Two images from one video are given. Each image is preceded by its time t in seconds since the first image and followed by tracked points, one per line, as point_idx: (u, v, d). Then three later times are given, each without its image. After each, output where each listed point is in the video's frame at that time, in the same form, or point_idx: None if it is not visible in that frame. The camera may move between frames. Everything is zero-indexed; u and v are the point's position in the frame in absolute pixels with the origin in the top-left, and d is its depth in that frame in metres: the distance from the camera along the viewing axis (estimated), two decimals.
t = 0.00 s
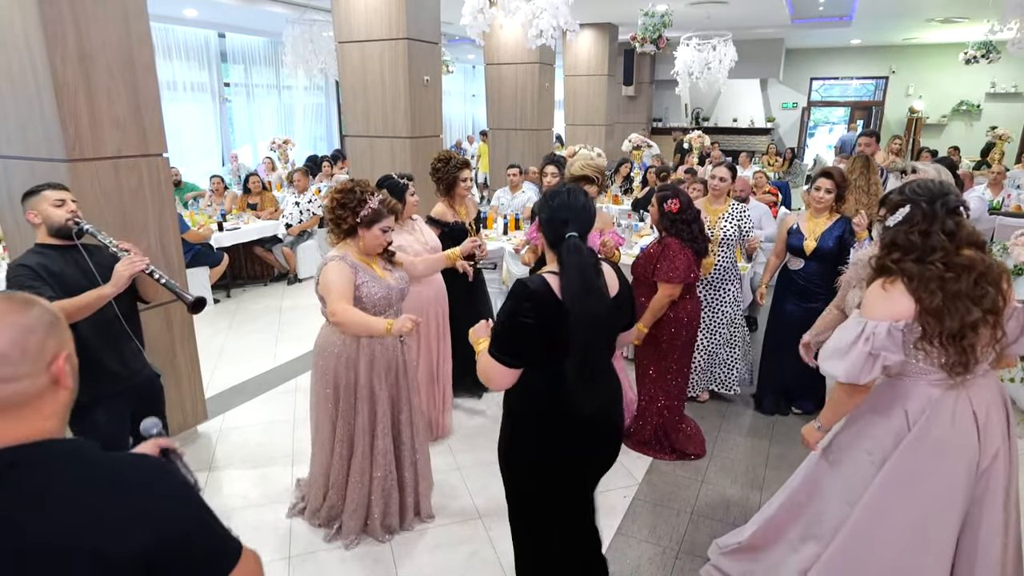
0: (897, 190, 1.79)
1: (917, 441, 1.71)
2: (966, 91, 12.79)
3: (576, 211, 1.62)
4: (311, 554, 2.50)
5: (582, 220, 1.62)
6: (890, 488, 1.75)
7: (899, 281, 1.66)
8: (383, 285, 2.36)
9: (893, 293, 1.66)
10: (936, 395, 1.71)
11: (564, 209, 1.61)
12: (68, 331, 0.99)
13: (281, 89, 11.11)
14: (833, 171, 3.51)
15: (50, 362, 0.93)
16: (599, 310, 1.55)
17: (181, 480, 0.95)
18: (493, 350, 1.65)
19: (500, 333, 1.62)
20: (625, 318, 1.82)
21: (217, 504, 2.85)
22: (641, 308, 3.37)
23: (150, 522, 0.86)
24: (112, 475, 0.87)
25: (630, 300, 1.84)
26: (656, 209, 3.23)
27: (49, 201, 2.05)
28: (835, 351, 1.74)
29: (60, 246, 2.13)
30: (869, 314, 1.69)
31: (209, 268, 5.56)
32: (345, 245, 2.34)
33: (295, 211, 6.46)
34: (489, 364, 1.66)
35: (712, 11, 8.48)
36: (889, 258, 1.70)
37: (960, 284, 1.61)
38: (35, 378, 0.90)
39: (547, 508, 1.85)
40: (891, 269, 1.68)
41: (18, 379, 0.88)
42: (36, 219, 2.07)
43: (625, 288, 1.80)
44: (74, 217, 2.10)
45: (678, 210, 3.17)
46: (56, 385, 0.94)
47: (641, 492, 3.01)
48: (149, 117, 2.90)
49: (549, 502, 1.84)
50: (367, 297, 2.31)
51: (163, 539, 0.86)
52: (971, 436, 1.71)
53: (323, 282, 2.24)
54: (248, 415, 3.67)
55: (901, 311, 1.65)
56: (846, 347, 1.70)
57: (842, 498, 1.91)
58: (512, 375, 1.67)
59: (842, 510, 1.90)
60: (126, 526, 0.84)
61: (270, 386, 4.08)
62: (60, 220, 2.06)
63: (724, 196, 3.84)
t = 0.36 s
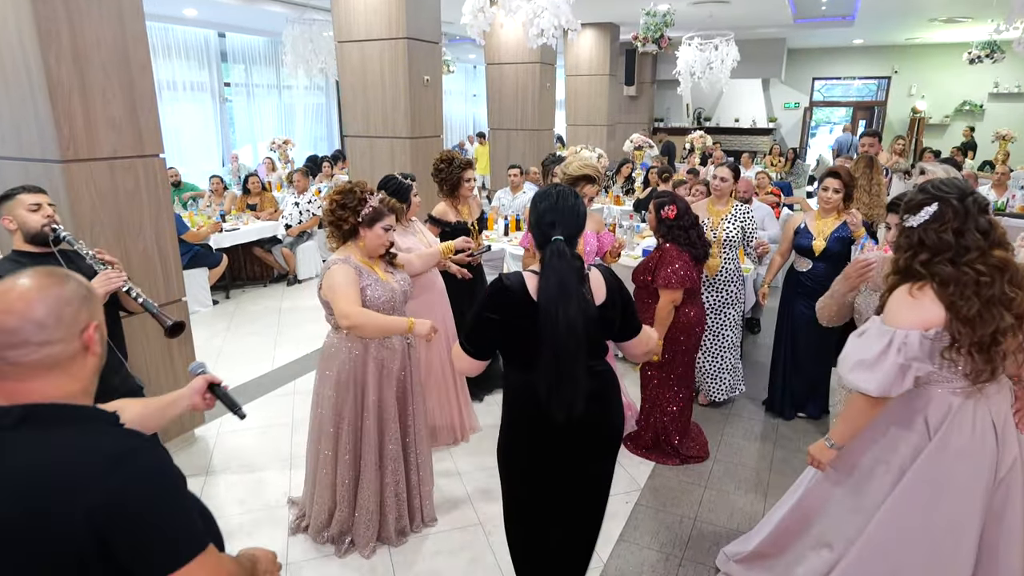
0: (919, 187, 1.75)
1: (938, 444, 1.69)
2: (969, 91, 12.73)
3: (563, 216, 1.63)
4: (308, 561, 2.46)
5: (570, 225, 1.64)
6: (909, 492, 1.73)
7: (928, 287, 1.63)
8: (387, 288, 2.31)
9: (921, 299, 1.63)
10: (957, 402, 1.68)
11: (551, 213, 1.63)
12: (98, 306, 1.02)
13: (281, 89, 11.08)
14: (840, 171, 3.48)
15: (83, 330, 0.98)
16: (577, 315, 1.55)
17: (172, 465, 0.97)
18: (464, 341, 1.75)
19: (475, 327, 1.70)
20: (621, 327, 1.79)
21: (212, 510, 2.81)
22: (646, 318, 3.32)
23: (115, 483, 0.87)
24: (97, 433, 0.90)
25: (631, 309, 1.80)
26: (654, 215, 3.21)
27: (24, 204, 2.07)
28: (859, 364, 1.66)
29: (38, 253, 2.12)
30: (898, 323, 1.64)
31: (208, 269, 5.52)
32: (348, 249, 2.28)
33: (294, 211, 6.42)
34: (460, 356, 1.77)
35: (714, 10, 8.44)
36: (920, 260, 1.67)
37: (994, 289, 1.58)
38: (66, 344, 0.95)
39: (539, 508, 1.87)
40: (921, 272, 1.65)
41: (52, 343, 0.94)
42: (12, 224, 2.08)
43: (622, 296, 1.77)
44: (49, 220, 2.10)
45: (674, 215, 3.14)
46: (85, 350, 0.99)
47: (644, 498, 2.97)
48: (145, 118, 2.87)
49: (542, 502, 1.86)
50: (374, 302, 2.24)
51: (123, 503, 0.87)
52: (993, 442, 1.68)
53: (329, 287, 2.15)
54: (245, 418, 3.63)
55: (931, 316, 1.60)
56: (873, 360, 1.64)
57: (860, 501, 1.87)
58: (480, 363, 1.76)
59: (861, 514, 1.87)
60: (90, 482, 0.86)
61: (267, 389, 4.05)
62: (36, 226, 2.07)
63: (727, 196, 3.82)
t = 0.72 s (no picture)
0: (965, 190, 1.69)
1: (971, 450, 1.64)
2: (975, 91, 12.68)
3: (574, 218, 1.58)
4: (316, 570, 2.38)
5: (580, 229, 1.58)
6: (947, 501, 1.67)
7: (967, 292, 1.59)
8: (411, 289, 2.24)
9: (960, 304, 1.59)
10: (989, 411, 1.63)
11: (561, 215, 1.59)
12: (137, 290, 1.13)
13: (284, 89, 11.02)
14: (856, 174, 3.44)
15: (120, 313, 1.08)
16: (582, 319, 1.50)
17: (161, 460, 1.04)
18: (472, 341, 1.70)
19: (485, 331, 1.64)
20: (634, 335, 1.71)
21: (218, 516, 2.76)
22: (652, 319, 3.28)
23: (87, 466, 0.98)
24: (94, 417, 1.02)
25: (646, 316, 1.72)
26: (665, 214, 3.15)
27: (21, 206, 2.02)
28: (876, 356, 1.67)
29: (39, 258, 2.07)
30: (929, 325, 1.60)
31: (211, 270, 5.47)
32: (369, 249, 2.22)
33: (298, 211, 6.40)
34: (472, 358, 1.70)
35: (720, 9, 8.38)
36: (962, 265, 1.62)
37: None
38: (104, 324, 1.06)
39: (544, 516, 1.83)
40: (960, 277, 1.62)
41: (90, 322, 1.04)
42: (12, 227, 2.04)
43: (636, 303, 1.69)
44: (49, 223, 2.05)
45: (685, 214, 3.08)
46: (121, 333, 1.09)
47: (659, 505, 2.92)
48: (149, 117, 2.81)
49: (548, 507, 1.81)
50: (396, 302, 2.16)
51: (86, 487, 0.97)
52: None
53: (350, 287, 2.07)
54: (250, 422, 3.58)
55: (968, 324, 1.57)
56: (893, 353, 1.63)
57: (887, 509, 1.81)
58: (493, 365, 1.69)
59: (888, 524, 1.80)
60: (67, 463, 0.98)
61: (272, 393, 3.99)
62: (35, 229, 2.02)
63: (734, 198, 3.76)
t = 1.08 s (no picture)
0: (993, 198, 1.68)
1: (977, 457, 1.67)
2: (978, 93, 12.67)
3: (575, 228, 1.47)
4: None
5: (580, 238, 1.48)
6: (953, 505, 1.69)
7: (955, 296, 1.61)
8: (440, 297, 2.18)
9: (946, 307, 1.62)
10: (991, 418, 1.67)
11: (562, 222, 1.47)
12: (176, 305, 1.12)
13: (285, 89, 10.94)
14: (866, 176, 3.37)
15: (159, 330, 1.07)
16: (571, 332, 1.38)
17: (177, 493, 0.99)
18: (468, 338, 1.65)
19: (481, 329, 1.59)
20: (639, 353, 1.57)
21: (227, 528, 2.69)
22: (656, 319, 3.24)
23: (97, 493, 0.95)
24: (116, 440, 0.99)
25: (655, 336, 1.56)
26: (673, 214, 3.10)
27: (47, 210, 2.03)
28: (861, 326, 1.82)
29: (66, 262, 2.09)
30: (915, 316, 1.68)
31: (214, 273, 5.42)
32: (394, 257, 2.15)
33: (302, 213, 6.36)
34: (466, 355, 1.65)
35: (727, 10, 8.33)
36: (964, 271, 1.61)
37: None
38: (141, 342, 1.04)
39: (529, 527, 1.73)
40: (958, 281, 1.61)
41: (129, 340, 1.03)
42: (36, 231, 2.05)
43: (645, 322, 1.54)
44: (75, 229, 2.06)
45: (695, 217, 3.02)
46: (160, 349, 1.08)
47: (678, 516, 2.85)
48: (157, 119, 2.73)
49: (536, 516, 1.73)
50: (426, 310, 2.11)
51: (96, 515, 0.94)
52: None
53: (382, 298, 1.98)
54: (259, 431, 3.52)
55: (951, 325, 1.61)
56: (871, 329, 1.79)
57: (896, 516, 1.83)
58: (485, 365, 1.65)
59: (899, 532, 1.82)
60: (82, 489, 0.95)
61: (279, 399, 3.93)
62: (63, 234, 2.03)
63: (733, 199, 3.75)
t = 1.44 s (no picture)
0: (1009, 206, 1.60)
1: (993, 472, 1.61)
2: (966, 95, 12.79)
3: (555, 233, 1.38)
4: None
5: (560, 243, 1.38)
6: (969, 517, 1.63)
7: (966, 306, 1.57)
8: (457, 303, 2.18)
9: (959, 317, 1.58)
10: (1006, 431, 1.61)
11: (540, 229, 1.38)
12: (190, 317, 1.07)
13: (275, 87, 10.82)
14: (859, 178, 3.32)
15: (172, 344, 1.02)
16: (547, 342, 1.27)
17: (193, 520, 0.92)
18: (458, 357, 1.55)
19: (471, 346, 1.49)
20: (628, 371, 1.43)
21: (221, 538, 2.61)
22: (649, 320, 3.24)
23: (107, 520, 0.88)
24: (127, 461, 0.93)
25: (647, 353, 1.42)
26: (666, 214, 3.05)
27: (62, 211, 1.96)
28: (871, 340, 1.75)
29: (79, 264, 2.03)
30: (927, 327, 1.62)
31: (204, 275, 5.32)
32: (407, 270, 2.12)
33: (294, 214, 6.27)
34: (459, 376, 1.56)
35: (720, 10, 8.33)
36: (977, 279, 1.56)
37: None
38: (155, 357, 0.99)
39: (512, 560, 1.60)
40: (971, 290, 1.56)
41: (142, 355, 0.98)
42: (52, 234, 1.99)
43: (633, 336, 1.40)
44: (88, 230, 2.00)
45: (688, 217, 2.99)
46: (173, 365, 1.03)
47: (682, 522, 2.81)
48: (148, 118, 2.65)
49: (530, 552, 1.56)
50: (439, 324, 2.06)
51: (106, 543, 0.88)
52: None
53: (398, 315, 1.91)
54: (252, 437, 3.43)
55: (963, 335, 1.57)
56: (882, 342, 1.72)
57: (908, 530, 1.77)
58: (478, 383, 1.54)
59: (912, 548, 1.75)
60: (90, 514, 0.89)
61: (272, 404, 3.85)
62: (76, 236, 1.97)
63: (726, 200, 3.66)
